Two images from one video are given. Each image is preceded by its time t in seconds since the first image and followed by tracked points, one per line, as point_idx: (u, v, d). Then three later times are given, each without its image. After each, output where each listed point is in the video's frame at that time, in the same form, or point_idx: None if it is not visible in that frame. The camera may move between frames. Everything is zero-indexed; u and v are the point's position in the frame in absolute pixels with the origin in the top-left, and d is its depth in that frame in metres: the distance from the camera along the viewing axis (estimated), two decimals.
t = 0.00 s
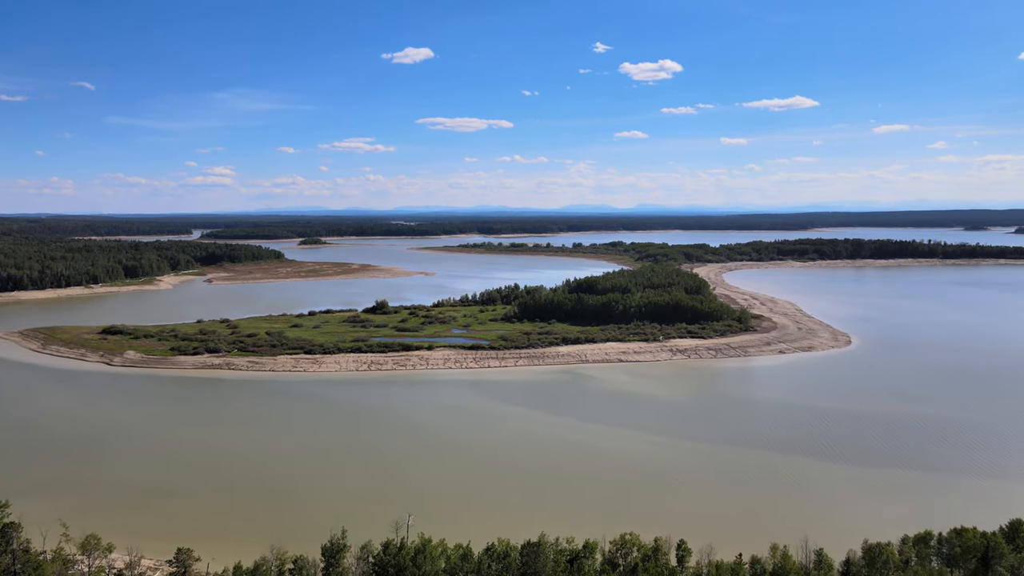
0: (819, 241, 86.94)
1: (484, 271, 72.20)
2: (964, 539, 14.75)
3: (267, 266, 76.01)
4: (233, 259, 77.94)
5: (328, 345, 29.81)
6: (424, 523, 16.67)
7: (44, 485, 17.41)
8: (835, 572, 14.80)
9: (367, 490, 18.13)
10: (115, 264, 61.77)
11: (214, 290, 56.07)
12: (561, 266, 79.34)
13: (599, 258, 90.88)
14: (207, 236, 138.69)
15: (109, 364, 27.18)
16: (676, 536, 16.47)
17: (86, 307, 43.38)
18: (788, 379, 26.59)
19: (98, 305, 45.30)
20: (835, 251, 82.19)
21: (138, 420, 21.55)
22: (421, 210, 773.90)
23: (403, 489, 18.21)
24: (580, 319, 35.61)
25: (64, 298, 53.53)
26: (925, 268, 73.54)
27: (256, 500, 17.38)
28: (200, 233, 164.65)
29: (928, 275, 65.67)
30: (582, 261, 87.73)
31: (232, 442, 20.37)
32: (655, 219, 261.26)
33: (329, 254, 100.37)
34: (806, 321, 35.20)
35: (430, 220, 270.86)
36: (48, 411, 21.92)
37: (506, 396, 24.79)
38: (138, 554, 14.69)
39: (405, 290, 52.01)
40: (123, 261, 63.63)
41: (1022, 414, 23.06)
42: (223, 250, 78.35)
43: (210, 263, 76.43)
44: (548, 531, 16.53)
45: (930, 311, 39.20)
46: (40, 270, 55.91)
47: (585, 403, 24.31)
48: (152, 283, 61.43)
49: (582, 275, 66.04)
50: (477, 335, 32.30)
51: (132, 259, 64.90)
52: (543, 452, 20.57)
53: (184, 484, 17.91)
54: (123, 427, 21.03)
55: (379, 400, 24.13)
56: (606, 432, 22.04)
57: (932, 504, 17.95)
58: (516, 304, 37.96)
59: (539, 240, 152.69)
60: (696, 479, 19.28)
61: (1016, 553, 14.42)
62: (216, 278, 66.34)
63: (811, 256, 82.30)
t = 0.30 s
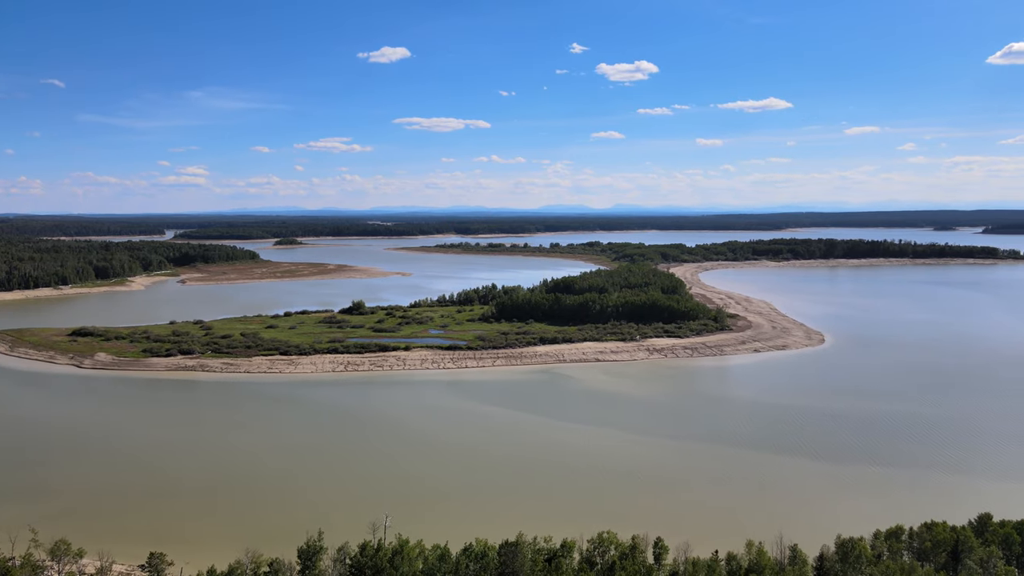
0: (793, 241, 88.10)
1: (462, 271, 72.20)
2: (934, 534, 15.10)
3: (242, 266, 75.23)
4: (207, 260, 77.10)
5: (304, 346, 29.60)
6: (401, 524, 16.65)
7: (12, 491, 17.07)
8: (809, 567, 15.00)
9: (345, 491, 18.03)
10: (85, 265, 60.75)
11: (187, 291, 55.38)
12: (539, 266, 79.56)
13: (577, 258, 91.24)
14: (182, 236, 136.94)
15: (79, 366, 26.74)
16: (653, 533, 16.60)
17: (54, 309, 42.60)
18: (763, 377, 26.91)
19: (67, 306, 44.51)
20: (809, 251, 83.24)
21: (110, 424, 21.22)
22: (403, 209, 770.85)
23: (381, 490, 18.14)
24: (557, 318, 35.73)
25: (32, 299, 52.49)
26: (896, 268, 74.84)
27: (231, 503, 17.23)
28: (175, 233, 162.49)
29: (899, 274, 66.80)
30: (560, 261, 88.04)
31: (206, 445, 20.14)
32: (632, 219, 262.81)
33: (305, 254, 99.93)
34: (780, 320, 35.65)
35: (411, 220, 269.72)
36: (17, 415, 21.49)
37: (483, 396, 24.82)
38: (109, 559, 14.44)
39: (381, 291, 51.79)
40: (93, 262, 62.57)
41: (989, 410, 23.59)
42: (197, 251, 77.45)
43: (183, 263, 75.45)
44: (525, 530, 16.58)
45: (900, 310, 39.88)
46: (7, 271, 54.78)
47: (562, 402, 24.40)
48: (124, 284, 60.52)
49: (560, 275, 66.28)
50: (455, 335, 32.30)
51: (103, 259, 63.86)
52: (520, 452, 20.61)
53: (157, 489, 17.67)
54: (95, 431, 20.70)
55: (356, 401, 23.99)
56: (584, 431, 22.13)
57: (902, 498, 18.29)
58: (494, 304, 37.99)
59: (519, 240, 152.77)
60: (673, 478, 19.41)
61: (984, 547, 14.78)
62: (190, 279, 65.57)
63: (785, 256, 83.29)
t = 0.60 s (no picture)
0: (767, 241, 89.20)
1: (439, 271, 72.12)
2: (905, 528, 15.36)
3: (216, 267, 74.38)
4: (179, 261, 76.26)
5: (279, 347, 29.35)
6: (378, 526, 16.58)
7: None
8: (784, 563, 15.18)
9: (322, 493, 17.90)
10: (54, 266, 59.69)
11: (160, 292, 54.63)
12: (516, 266, 79.73)
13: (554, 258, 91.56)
14: (156, 236, 134.97)
15: (48, 369, 26.28)
16: (630, 531, 16.71)
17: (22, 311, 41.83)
18: (737, 376, 27.21)
19: (35, 308, 43.69)
20: (782, 251, 84.19)
21: (81, 427, 20.85)
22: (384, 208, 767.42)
23: (358, 492, 18.03)
24: (534, 318, 35.81)
25: None
26: (868, 267, 76.08)
27: (204, 506, 17.03)
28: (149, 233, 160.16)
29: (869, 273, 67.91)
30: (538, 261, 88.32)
31: (179, 448, 19.88)
32: (611, 219, 264.26)
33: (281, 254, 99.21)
34: (755, 319, 36.06)
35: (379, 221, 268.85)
36: None
37: (460, 396, 24.81)
38: (81, 564, 14.20)
39: (358, 291, 51.54)
40: (62, 263, 61.51)
41: (957, 406, 24.09)
42: (169, 252, 76.40)
43: (155, 264, 74.44)
44: (503, 529, 16.60)
45: (871, 309, 40.57)
46: None
47: (539, 402, 24.47)
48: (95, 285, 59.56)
49: (537, 275, 66.46)
50: (432, 335, 32.25)
51: (72, 260, 62.77)
52: (497, 452, 20.64)
53: (129, 493, 17.41)
54: (65, 435, 20.32)
55: (332, 402, 23.85)
56: (561, 430, 22.22)
57: (874, 495, 18.59)
58: (471, 304, 37.97)
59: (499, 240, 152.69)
60: (649, 476, 19.56)
61: (953, 540, 15.07)
62: (163, 280, 64.71)
63: (759, 255, 84.19)
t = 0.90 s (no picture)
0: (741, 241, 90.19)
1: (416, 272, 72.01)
2: (877, 523, 15.62)
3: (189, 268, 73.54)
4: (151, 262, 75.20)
5: (254, 348, 29.10)
6: (355, 527, 16.50)
7: None
8: (759, 559, 15.34)
9: (297, 495, 17.77)
10: (22, 267, 58.62)
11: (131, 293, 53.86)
12: (494, 266, 79.83)
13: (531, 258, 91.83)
14: (130, 237, 133.07)
15: (15, 372, 25.81)
16: (607, 529, 16.82)
17: None
18: (713, 375, 27.45)
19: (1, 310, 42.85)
20: (757, 251, 85.12)
21: (50, 431, 20.50)
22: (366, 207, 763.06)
23: (334, 493, 17.93)
24: (511, 318, 35.87)
25: None
26: (840, 267, 77.26)
27: (177, 510, 16.79)
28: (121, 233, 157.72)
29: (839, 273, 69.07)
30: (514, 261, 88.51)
31: (151, 451, 19.61)
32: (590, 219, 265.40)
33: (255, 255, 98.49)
34: (731, 318, 36.44)
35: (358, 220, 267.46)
36: None
37: (437, 396, 24.78)
38: (50, 570, 13.97)
39: (334, 292, 51.25)
40: (30, 263, 60.43)
41: (926, 403, 24.56)
42: (141, 253, 75.34)
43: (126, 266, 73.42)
44: (480, 529, 16.63)
45: (843, 308, 41.20)
46: None
47: (516, 402, 24.53)
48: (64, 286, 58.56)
49: (515, 275, 66.60)
50: (409, 336, 32.20)
51: (40, 261, 61.65)
52: (475, 452, 20.65)
53: (100, 498, 17.14)
54: (34, 439, 19.96)
55: (308, 403, 23.71)
56: (538, 430, 22.29)
57: (846, 490, 18.89)
58: (448, 305, 37.92)
59: (478, 240, 152.54)
60: (626, 474, 19.70)
61: (924, 534, 15.36)
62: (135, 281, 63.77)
63: (734, 255, 85.05)
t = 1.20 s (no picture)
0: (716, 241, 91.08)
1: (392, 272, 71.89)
2: (850, 518, 15.86)
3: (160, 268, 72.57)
4: (123, 263, 74.03)
5: (228, 349, 28.82)
6: (332, 529, 16.38)
7: None
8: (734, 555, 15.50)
9: (273, 498, 17.62)
10: None
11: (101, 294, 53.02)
12: (471, 266, 79.87)
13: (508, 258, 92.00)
14: (101, 237, 130.91)
15: None
16: (585, 528, 16.90)
17: None
18: (689, 374, 27.71)
19: None
20: (732, 250, 85.98)
21: (19, 435, 20.13)
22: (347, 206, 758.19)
23: (310, 495, 17.82)
24: (488, 318, 35.91)
25: None
26: (813, 266, 78.34)
27: (150, 516, 16.54)
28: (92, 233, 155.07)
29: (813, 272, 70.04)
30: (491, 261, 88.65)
31: (122, 456, 19.31)
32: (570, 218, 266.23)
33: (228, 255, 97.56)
34: (706, 317, 36.81)
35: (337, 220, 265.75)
36: None
37: (414, 396, 24.74)
38: None
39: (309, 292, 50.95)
40: None
41: (897, 400, 25.00)
42: (112, 254, 74.07)
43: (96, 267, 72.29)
44: (458, 529, 16.63)
45: (816, 307, 41.80)
46: None
47: (493, 402, 24.56)
48: (32, 287, 57.49)
49: (491, 275, 66.70)
50: (385, 336, 32.11)
51: (6, 262, 60.43)
52: (452, 451, 20.65)
53: (71, 502, 16.87)
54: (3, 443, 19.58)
55: (283, 405, 23.55)
56: (515, 430, 22.34)
57: (819, 486, 19.19)
58: (425, 305, 37.84)
59: (459, 239, 152.32)
60: (602, 473, 19.79)
61: (895, 529, 15.63)
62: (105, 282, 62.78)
63: (710, 255, 85.83)
